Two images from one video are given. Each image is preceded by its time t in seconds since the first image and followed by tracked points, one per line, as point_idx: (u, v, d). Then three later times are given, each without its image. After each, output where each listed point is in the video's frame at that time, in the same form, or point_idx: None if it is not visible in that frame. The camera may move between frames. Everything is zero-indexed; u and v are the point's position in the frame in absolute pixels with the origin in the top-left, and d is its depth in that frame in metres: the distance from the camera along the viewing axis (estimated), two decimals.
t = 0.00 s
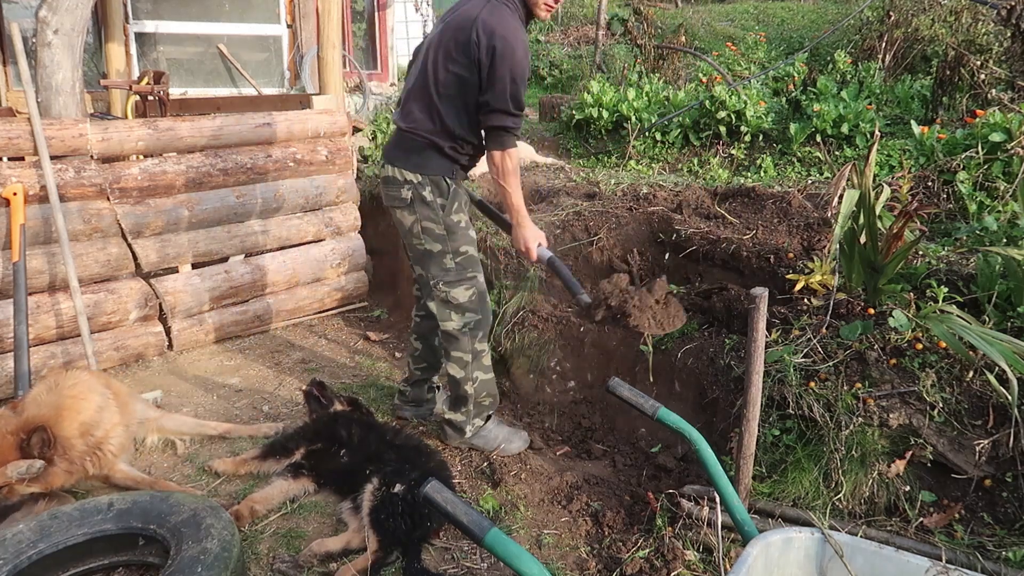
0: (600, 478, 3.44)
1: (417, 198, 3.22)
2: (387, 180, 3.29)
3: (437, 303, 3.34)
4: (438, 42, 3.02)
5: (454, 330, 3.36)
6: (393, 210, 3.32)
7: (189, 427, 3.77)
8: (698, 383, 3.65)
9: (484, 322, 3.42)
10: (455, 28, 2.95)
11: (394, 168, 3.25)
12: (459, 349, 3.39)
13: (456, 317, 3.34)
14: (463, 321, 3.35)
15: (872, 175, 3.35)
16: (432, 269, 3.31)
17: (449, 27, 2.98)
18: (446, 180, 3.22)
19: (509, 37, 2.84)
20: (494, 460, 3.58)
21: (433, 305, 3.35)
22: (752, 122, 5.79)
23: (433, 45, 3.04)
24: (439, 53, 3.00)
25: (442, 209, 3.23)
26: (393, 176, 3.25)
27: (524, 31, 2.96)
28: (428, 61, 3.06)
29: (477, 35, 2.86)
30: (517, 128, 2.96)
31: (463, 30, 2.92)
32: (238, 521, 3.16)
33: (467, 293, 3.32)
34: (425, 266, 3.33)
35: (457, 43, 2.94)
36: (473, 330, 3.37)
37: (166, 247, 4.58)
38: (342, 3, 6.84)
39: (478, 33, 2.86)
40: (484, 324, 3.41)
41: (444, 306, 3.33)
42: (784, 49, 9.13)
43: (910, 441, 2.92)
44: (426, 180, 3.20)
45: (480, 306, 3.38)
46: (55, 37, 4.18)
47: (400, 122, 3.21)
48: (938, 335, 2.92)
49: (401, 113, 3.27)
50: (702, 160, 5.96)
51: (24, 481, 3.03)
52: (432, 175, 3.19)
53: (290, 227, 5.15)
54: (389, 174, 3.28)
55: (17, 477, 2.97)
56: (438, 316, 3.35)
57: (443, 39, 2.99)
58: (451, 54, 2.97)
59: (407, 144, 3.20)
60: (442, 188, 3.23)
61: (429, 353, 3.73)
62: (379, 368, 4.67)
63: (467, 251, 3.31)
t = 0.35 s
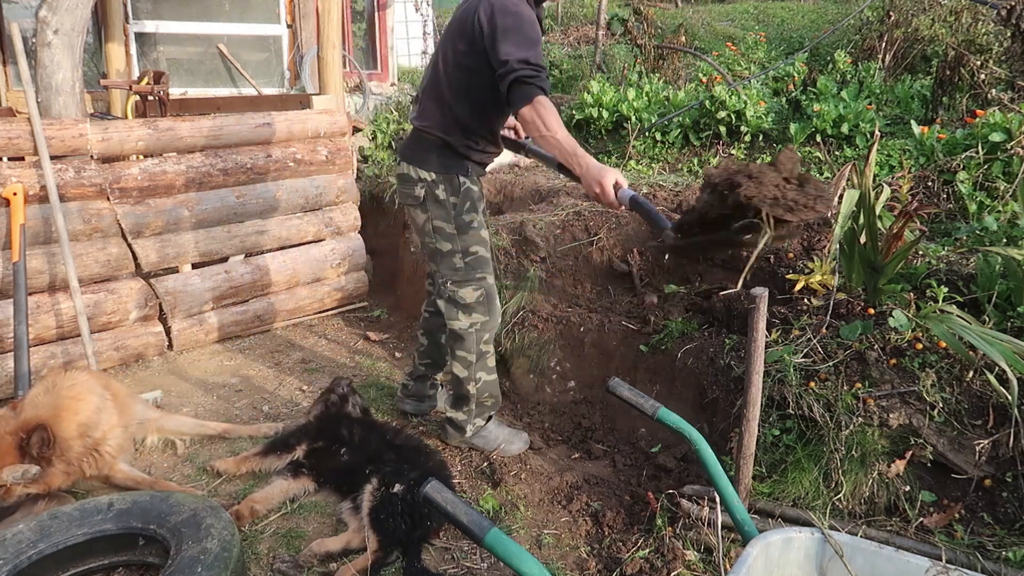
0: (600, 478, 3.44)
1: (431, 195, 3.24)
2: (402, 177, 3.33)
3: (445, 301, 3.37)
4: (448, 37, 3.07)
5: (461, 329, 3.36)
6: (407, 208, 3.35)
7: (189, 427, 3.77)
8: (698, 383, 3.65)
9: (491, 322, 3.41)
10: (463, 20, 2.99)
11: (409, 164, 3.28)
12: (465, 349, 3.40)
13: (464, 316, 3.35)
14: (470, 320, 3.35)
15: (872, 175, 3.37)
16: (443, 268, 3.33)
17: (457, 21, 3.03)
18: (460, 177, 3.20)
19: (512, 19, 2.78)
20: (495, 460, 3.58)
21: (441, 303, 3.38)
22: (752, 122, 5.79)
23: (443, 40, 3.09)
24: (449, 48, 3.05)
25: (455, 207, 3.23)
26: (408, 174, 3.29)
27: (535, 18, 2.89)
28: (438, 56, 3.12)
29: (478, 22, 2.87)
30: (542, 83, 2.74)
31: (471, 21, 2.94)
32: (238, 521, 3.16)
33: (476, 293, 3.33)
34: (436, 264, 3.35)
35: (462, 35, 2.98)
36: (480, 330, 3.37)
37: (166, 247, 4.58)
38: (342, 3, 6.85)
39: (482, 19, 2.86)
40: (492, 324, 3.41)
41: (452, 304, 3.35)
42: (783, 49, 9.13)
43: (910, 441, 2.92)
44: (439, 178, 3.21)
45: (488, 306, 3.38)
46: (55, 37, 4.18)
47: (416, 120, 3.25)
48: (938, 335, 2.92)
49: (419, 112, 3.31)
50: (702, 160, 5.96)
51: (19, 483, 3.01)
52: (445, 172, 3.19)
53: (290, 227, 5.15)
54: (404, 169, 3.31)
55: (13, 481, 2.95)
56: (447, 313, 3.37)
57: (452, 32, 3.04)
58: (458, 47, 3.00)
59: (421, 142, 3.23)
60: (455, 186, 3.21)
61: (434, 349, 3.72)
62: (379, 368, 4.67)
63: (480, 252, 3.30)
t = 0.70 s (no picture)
0: (600, 478, 3.43)
1: (428, 192, 3.23)
2: (401, 174, 3.32)
3: (438, 301, 3.36)
4: (450, 39, 3.03)
5: (452, 330, 3.36)
6: (406, 206, 3.35)
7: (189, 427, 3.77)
8: (698, 383, 3.65)
9: (485, 324, 3.40)
10: (466, 23, 2.96)
11: (410, 162, 3.27)
12: (456, 350, 3.39)
13: (456, 317, 3.35)
14: (462, 321, 3.35)
15: (872, 175, 3.35)
16: (438, 268, 3.32)
17: (459, 25, 3.00)
18: (461, 178, 3.21)
19: (517, 27, 2.81)
20: (495, 459, 3.58)
21: (434, 303, 3.37)
22: (752, 122, 5.80)
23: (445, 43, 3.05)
24: (452, 51, 3.02)
25: (454, 207, 3.23)
26: (407, 171, 3.29)
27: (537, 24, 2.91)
28: (440, 59, 3.09)
29: (485, 30, 2.86)
30: (510, 123, 2.90)
31: (472, 24, 2.92)
32: (239, 521, 3.16)
33: (469, 294, 3.31)
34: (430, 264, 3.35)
35: (465, 41, 2.95)
36: (472, 331, 3.37)
37: (166, 247, 4.58)
38: (342, 3, 6.85)
39: (486, 26, 2.86)
40: (485, 325, 3.40)
41: (446, 304, 3.35)
42: (784, 49, 9.14)
43: (910, 441, 2.92)
44: (439, 178, 3.21)
45: (482, 307, 3.37)
46: (55, 37, 4.18)
47: (416, 121, 3.24)
48: (938, 335, 2.92)
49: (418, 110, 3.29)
50: (702, 160, 5.95)
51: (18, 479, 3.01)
52: (446, 172, 3.20)
53: (291, 227, 5.15)
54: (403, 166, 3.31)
55: (14, 472, 2.96)
56: (439, 314, 3.37)
57: (456, 35, 3.00)
58: (462, 53, 2.98)
59: (422, 143, 3.22)
60: (454, 186, 3.22)
61: (431, 347, 3.72)
62: (379, 368, 4.67)
63: (473, 253, 3.29)
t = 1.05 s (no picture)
0: (600, 478, 3.44)
1: (428, 190, 3.21)
2: (396, 177, 3.27)
3: (441, 301, 3.33)
4: (439, 40, 2.99)
5: (456, 327, 3.33)
6: (402, 208, 3.30)
7: (189, 427, 3.77)
8: (698, 383, 3.65)
9: (487, 319, 3.41)
10: (456, 25, 2.93)
11: (404, 164, 3.23)
12: (461, 347, 3.37)
13: (459, 313, 3.33)
14: (465, 317, 3.33)
15: (872, 175, 3.35)
16: (440, 266, 3.29)
17: (448, 26, 2.96)
18: (459, 175, 3.22)
19: (514, 29, 2.85)
20: (495, 460, 3.58)
21: (436, 302, 3.34)
22: (752, 122, 5.80)
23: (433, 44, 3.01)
24: (442, 53, 2.99)
25: (455, 204, 3.23)
26: (402, 173, 3.24)
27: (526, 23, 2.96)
28: (429, 61, 3.05)
29: (480, 34, 2.87)
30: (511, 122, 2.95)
31: (465, 26, 2.90)
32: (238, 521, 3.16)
33: (472, 290, 3.31)
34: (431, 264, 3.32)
35: (457, 44, 2.94)
36: (476, 326, 3.36)
37: (166, 247, 4.58)
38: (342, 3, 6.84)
39: (483, 29, 2.86)
40: (488, 320, 3.40)
41: (449, 302, 3.32)
42: (783, 49, 9.14)
43: (910, 441, 2.92)
44: (438, 175, 3.19)
45: (484, 303, 3.37)
46: (55, 37, 4.18)
47: (406, 122, 3.20)
48: (938, 335, 2.92)
49: (405, 112, 3.24)
50: (702, 160, 5.95)
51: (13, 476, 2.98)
52: (445, 170, 3.19)
53: (291, 227, 5.15)
54: (397, 168, 3.27)
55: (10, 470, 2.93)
56: (443, 313, 3.33)
57: (446, 37, 2.97)
58: (454, 55, 2.96)
59: (414, 144, 3.19)
60: (455, 183, 3.21)
61: (426, 352, 3.80)
62: (379, 368, 4.67)
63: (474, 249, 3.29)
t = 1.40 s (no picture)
0: (600, 478, 3.44)
1: (425, 189, 3.17)
2: (386, 182, 3.19)
3: (451, 294, 3.35)
4: (428, 47, 2.92)
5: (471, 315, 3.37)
6: (396, 211, 3.23)
7: (189, 427, 3.77)
8: (698, 382, 3.65)
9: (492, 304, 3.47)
10: (447, 35, 2.88)
11: (393, 167, 3.15)
12: (476, 332, 3.41)
13: (470, 302, 3.36)
14: (477, 304, 3.37)
15: (872, 175, 3.34)
16: (446, 260, 3.28)
17: (440, 33, 2.89)
18: (449, 172, 3.23)
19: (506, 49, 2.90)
20: (494, 460, 3.58)
21: (447, 297, 3.34)
22: (752, 122, 5.79)
23: (422, 50, 2.93)
24: (432, 61, 2.92)
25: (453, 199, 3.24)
26: (392, 177, 3.17)
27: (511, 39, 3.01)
28: (418, 66, 2.96)
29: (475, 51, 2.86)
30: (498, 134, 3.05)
31: (458, 35, 2.86)
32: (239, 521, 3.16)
33: (480, 277, 3.35)
34: (434, 261, 3.30)
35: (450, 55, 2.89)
36: (485, 312, 3.41)
37: (166, 247, 4.57)
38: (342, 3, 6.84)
39: (479, 40, 2.85)
40: (494, 305, 3.47)
41: (459, 293, 3.34)
42: (783, 49, 9.14)
43: (910, 441, 2.92)
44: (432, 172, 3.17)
45: (489, 288, 3.43)
46: (55, 37, 4.18)
47: (389, 125, 3.11)
48: (938, 335, 2.92)
49: (385, 113, 3.13)
50: (702, 160, 5.96)
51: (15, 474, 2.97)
52: (433, 170, 3.17)
53: (291, 227, 5.15)
54: (383, 172, 3.19)
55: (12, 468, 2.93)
56: (455, 305, 3.35)
57: (437, 45, 2.90)
58: (445, 65, 2.92)
59: (397, 147, 3.12)
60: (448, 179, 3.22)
61: (421, 349, 3.87)
62: (379, 368, 4.67)
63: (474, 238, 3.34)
